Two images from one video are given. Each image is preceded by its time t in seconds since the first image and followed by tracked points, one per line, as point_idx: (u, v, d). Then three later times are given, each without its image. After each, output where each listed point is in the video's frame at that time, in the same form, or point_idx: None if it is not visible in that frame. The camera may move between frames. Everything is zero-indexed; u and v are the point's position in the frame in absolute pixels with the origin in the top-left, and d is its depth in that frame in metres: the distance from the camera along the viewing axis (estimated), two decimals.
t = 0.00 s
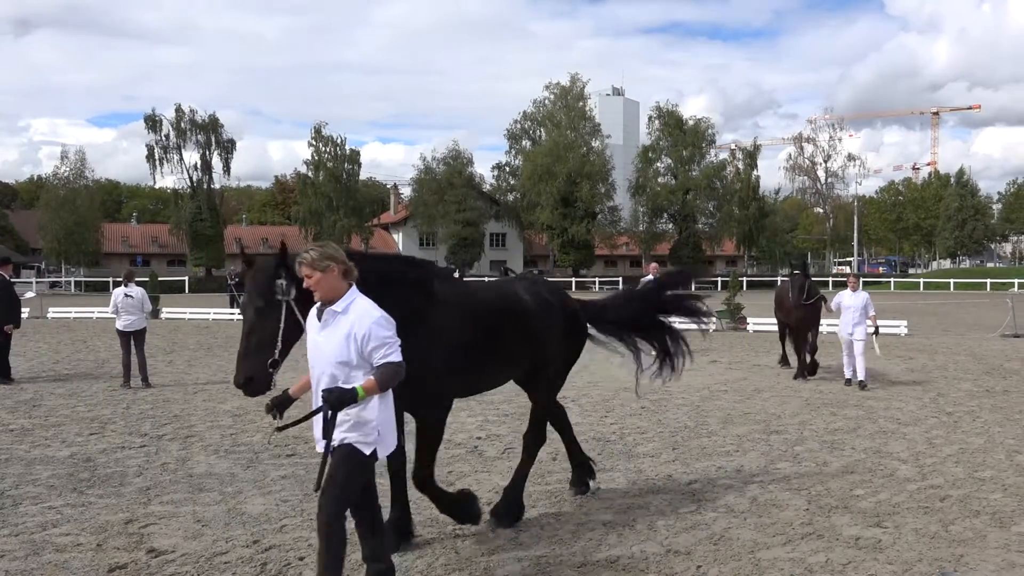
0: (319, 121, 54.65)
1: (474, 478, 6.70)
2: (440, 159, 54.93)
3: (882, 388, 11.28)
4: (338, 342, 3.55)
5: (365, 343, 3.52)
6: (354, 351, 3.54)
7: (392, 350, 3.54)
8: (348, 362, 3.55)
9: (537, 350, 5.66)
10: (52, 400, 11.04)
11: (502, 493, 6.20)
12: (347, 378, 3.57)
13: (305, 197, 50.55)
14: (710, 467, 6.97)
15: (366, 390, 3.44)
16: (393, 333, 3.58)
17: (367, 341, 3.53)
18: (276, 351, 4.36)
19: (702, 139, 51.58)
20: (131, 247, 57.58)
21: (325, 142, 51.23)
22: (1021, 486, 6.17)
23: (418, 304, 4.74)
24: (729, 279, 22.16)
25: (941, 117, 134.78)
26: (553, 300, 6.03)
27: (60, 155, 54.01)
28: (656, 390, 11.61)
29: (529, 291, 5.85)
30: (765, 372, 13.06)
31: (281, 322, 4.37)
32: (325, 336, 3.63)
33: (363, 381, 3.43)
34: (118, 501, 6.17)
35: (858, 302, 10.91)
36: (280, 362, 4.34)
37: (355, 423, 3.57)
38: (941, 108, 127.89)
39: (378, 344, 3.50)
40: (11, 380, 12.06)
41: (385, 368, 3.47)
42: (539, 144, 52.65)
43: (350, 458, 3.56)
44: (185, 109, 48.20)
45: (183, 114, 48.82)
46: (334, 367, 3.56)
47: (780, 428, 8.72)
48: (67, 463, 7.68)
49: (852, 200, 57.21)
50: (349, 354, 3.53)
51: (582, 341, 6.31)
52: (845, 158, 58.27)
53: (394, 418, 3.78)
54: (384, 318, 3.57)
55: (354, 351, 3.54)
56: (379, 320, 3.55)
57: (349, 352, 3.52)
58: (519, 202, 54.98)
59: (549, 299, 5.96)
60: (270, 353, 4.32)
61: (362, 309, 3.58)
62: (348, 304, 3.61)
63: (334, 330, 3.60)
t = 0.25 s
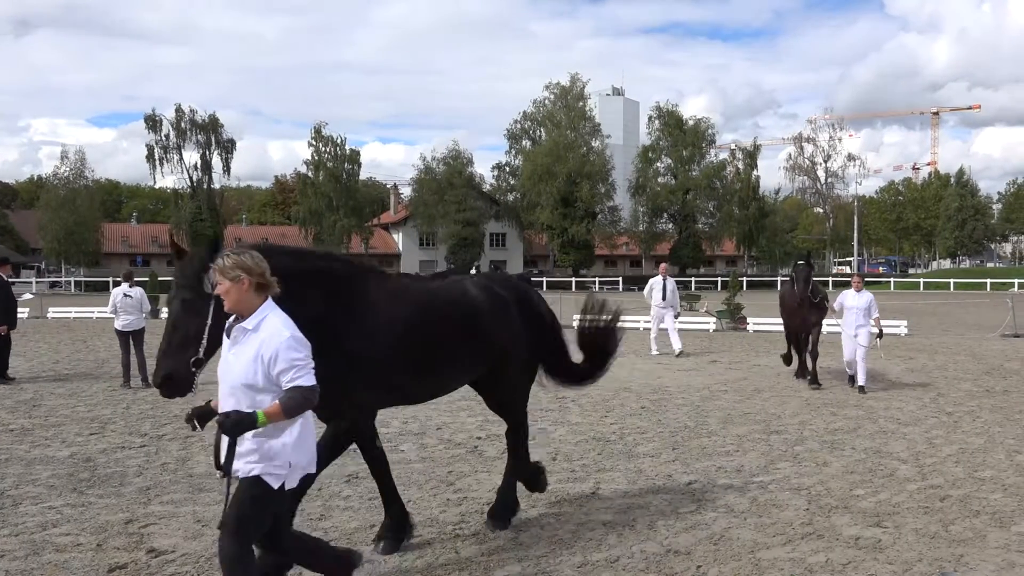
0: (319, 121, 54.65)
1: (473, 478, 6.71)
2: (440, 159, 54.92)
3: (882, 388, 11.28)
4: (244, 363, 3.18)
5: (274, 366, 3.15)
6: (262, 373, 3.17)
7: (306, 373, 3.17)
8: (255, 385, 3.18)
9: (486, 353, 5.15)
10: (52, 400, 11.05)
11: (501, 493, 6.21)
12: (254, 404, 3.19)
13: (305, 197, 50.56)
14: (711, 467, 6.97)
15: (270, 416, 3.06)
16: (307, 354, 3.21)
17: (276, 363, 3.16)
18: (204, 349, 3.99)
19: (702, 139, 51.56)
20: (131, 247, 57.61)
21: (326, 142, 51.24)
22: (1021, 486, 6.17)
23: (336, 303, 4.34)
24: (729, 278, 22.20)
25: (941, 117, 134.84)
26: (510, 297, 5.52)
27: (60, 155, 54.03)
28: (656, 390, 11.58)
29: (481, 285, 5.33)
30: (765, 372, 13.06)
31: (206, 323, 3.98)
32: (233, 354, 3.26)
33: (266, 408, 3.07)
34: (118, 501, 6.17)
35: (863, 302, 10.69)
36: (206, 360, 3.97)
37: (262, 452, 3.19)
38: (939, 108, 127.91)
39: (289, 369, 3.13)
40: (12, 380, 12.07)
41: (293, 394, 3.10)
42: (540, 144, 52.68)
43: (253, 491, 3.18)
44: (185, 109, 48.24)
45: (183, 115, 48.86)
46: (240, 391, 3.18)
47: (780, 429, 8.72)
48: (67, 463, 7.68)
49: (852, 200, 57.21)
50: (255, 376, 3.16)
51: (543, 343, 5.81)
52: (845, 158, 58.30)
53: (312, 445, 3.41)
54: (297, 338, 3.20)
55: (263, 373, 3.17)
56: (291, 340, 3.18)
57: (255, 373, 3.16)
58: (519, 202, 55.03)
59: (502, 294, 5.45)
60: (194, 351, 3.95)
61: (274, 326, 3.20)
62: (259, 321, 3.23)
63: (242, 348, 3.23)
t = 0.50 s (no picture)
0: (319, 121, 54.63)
1: (473, 478, 6.70)
2: (440, 159, 54.88)
3: (881, 388, 11.29)
4: (151, 352, 2.95)
5: (180, 358, 2.90)
6: (168, 363, 2.93)
7: (216, 367, 2.92)
8: (164, 377, 2.95)
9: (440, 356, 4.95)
10: (52, 400, 11.04)
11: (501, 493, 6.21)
12: (163, 396, 2.97)
13: (305, 197, 50.55)
14: (711, 467, 6.98)
15: (167, 413, 2.84)
16: (219, 346, 2.96)
17: (182, 355, 2.91)
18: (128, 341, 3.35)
19: (702, 139, 51.54)
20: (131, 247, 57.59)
21: (326, 142, 51.26)
22: (1021, 486, 6.18)
23: (273, 300, 4.03)
24: (730, 278, 22.19)
25: (941, 118, 134.92)
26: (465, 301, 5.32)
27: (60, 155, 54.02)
28: (656, 391, 11.57)
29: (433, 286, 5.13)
30: (765, 372, 13.05)
31: (131, 312, 3.35)
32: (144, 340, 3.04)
33: (163, 405, 2.84)
34: (119, 501, 6.17)
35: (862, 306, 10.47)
36: (130, 352, 3.34)
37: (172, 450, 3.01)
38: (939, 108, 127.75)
39: (192, 361, 2.87)
40: (11, 380, 12.05)
41: (195, 390, 2.85)
42: (539, 144, 52.66)
43: (163, 491, 3.02)
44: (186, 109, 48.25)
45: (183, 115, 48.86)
46: (147, 383, 2.97)
47: (780, 429, 8.71)
48: (67, 464, 7.67)
49: (852, 200, 57.18)
50: (161, 368, 2.93)
51: (501, 350, 5.62)
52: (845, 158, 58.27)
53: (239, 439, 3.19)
54: (206, 326, 2.94)
55: (169, 364, 2.93)
56: (199, 328, 2.92)
57: (160, 363, 2.93)
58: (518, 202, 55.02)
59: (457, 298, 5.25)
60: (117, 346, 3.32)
61: (182, 313, 2.94)
62: (169, 307, 2.98)
63: (151, 335, 2.99)
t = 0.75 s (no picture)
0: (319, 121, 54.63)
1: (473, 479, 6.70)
2: (440, 159, 54.86)
3: (881, 388, 11.30)
4: (20, 376, 2.69)
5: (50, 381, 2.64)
6: (39, 388, 2.67)
7: (93, 391, 2.66)
8: (34, 404, 2.69)
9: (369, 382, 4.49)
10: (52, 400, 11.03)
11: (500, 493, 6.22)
12: (35, 424, 2.71)
13: (305, 197, 50.54)
14: (711, 467, 6.98)
15: (33, 444, 2.57)
16: (94, 367, 2.70)
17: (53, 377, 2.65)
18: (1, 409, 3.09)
19: (702, 139, 51.54)
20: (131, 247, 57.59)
21: (326, 142, 51.29)
22: (1021, 486, 6.18)
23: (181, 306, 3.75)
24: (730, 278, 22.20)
25: (941, 118, 135.00)
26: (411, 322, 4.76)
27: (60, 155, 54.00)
28: (656, 391, 11.56)
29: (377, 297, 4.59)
30: (766, 372, 13.04)
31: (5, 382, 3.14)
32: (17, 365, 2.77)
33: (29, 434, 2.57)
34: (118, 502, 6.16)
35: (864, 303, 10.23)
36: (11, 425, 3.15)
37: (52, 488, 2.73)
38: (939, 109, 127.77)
39: (63, 384, 2.62)
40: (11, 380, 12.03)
41: (66, 416, 2.60)
42: (539, 144, 52.66)
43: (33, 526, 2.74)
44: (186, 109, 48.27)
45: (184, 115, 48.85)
46: (18, 414, 2.70)
47: (781, 429, 8.71)
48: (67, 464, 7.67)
49: (852, 200, 57.16)
50: (31, 392, 2.67)
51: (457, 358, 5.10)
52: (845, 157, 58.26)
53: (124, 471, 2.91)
54: (81, 344, 2.68)
55: (39, 388, 2.67)
56: (70, 348, 2.65)
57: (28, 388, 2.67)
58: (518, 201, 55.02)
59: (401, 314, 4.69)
60: None
61: (53, 332, 2.68)
62: (41, 326, 2.71)
63: (22, 359, 2.73)
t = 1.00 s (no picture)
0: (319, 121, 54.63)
1: (473, 479, 6.70)
2: (440, 159, 54.85)
3: (882, 389, 11.29)
4: None
5: None
6: None
7: None
8: None
9: (312, 375, 4.23)
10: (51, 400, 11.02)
11: (500, 493, 6.22)
12: None
13: (305, 197, 50.55)
14: (711, 467, 6.98)
15: None
16: None
17: None
18: None
19: (702, 139, 51.53)
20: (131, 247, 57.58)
21: (326, 142, 51.32)
22: (1021, 486, 6.17)
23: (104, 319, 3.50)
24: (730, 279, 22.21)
25: (941, 117, 135.32)
26: (345, 304, 4.46)
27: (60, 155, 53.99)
28: (656, 391, 11.56)
29: (301, 283, 4.36)
30: (766, 373, 13.03)
31: None
32: None
33: None
34: (118, 502, 6.16)
35: (863, 310, 9.96)
36: None
37: None
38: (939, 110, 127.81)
39: None
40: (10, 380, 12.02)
41: None
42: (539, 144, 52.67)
43: None
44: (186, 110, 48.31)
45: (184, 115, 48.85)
46: None
47: (781, 429, 8.71)
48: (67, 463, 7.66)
49: (852, 200, 57.13)
50: None
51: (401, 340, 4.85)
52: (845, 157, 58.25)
53: None
54: None
55: None
56: None
57: None
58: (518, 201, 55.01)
59: (331, 298, 4.40)
60: None
61: None
62: None
63: None
